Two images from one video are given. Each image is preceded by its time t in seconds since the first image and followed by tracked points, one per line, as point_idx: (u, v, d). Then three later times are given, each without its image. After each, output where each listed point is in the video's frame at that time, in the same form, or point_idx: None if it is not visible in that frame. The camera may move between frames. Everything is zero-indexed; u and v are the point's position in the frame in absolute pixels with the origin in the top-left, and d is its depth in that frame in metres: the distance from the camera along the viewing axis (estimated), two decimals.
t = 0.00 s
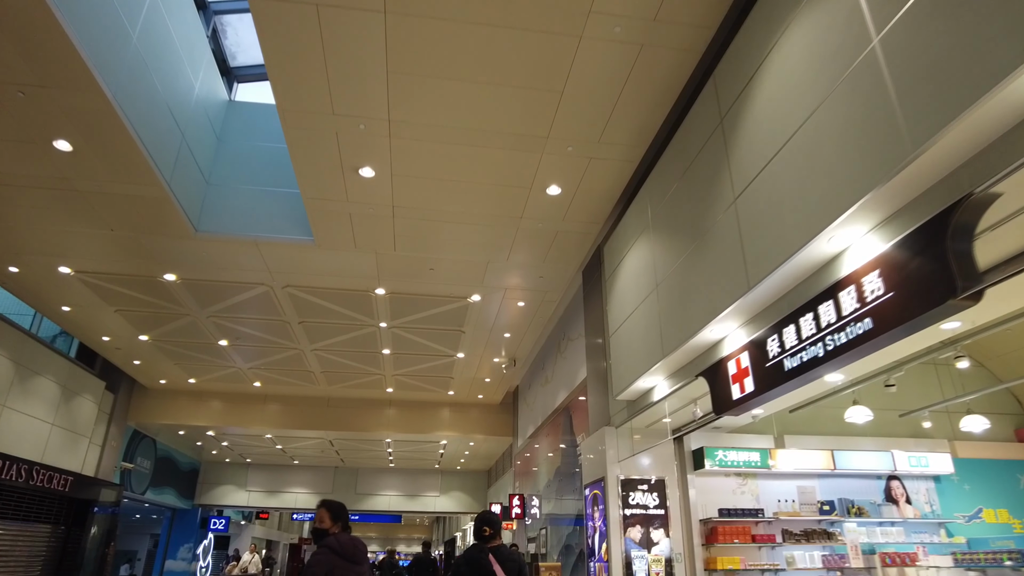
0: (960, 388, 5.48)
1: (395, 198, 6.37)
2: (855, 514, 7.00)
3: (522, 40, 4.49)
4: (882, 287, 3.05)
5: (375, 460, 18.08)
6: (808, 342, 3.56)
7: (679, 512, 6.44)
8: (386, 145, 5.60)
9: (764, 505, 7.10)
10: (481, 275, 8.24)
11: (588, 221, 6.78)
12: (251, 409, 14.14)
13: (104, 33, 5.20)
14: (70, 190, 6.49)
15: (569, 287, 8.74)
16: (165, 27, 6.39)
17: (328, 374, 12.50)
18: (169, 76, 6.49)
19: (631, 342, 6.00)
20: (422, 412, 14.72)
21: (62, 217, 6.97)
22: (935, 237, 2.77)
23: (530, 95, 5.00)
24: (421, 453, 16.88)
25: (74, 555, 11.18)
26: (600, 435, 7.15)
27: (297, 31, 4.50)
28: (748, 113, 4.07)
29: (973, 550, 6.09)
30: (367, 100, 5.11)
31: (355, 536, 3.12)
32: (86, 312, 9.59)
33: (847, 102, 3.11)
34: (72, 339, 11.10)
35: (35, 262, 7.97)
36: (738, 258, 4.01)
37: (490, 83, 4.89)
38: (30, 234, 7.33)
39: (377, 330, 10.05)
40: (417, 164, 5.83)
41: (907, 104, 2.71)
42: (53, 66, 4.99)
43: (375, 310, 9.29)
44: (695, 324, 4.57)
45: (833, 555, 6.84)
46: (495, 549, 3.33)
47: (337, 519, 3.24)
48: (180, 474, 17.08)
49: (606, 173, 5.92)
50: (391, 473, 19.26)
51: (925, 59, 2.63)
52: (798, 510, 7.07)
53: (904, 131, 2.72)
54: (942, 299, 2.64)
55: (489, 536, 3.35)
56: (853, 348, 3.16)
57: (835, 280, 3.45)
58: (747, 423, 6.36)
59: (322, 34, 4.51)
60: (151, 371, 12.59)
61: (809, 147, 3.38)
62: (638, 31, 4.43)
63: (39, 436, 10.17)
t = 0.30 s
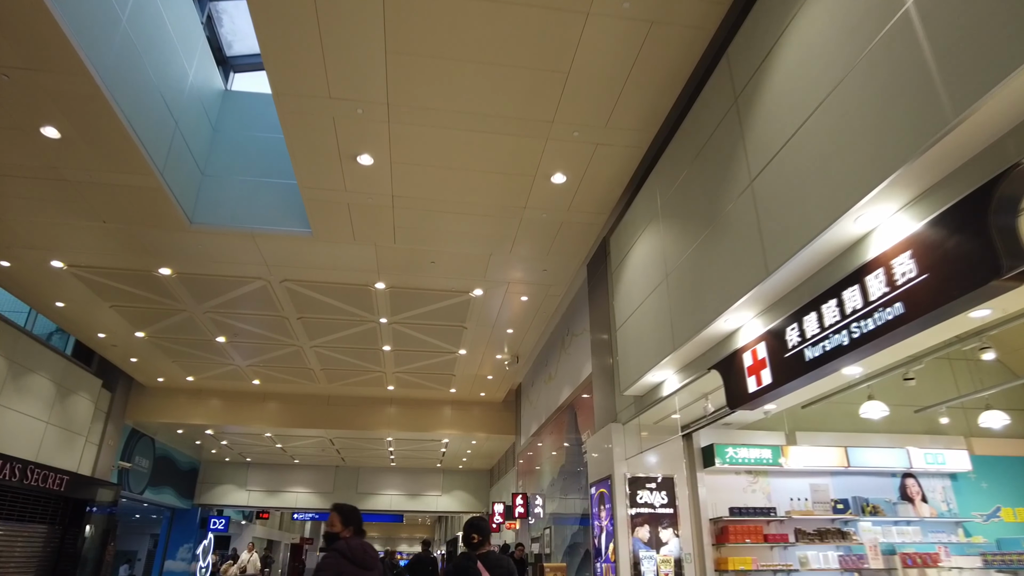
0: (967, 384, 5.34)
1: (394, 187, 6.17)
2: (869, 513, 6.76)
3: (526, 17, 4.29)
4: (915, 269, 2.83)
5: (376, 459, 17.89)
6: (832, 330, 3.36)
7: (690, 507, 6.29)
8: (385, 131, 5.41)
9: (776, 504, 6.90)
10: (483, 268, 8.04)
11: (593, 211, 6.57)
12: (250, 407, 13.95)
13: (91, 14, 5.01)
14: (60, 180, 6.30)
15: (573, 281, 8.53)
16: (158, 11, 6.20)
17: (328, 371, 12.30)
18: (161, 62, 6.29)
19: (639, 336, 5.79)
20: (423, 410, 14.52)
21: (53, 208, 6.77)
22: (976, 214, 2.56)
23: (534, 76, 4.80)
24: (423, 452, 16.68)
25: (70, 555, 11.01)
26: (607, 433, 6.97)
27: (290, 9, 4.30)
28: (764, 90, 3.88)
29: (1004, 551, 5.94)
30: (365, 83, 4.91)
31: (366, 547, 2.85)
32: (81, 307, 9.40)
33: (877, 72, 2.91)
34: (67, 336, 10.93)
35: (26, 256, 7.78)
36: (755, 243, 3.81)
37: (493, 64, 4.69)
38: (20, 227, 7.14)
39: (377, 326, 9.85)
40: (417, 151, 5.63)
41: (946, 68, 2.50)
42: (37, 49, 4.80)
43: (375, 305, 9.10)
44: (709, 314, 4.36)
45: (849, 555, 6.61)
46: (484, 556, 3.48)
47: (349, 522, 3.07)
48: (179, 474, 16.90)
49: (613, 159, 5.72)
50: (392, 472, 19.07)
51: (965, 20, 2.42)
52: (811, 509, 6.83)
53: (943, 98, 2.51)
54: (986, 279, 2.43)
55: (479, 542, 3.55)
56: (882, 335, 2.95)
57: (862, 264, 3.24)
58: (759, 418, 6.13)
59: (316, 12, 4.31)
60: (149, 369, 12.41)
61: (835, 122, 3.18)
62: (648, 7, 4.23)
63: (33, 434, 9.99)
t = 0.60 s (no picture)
0: (990, 382, 5.33)
1: (396, 176, 5.99)
2: (887, 511, 6.50)
3: None
4: (954, 247, 2.63)
5: (378, 458, 17.72)
6: (861, 317, 3.16)
7: (701, 505, 6.14)
8: (387, 116, 5.22)
9: (791, 502, 6.67)
10: (487, 262, 7.86)
11: (601, 200, 6.38)
12: (251, 405, 13.78)
13: None
14: (52, 170, 6.13)
15: (579, 274, 8.33)
16: None
17: (329, 369, 12.14)
18: (155, 48, 6.11)
19: (650, 328, 5.60)
20: (426, 408, 14.34)
21: (46, 200, 6.61)
22: None
23: (541, 57, 4.61)
24: (426, 451, 16.49)
25: (68, 556, 10.86)
26: (615, 429, 6.76)
27: None
28: (786, 66, 3.68)
29: None
30: (365, 65, 4.73)
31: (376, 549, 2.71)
32: (77, 303, 9.24)
33: (914, 37, 2.71)
34: (65, 334, 10.77)
35: (20, 249, 7.61)
36: (778, 226, 3.62)
37: (498, 44, 4.50)
38: (13, 219, 6.97)
39: (379, 322, 9.67)
40: (419, 138, 5.45)
41: (994, 28, 2.31)
42: (24, 31, 4.62)
43: (377, 300, 8.92)
44: (726, 303, 4.17)
45: (870, 556, 6.39)
46: (485, 557, 3.42)
47: (358, 521, 2.92)
48: (180, 473, 16.75)
49: (623, 146, 5.53)
50: (395, 471, 18.90)
51: None
52: (827, 507, 6.62)
53: (991, 60, 2.31)
54: None
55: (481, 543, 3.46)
56: (917, 321, 2.75)
57: (894, 247, 3.04)
58: (774, 413, 5.92)
59: None
60: (148, 367, 12.25)
61: (866, 93, 2.99)
62: None
63: (31, 433, 9.84)
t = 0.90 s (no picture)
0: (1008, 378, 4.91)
1: (399, 163, 5.78)
2: (909, 510, 6.27)
3: None
4: (1008, 221, 2.40)
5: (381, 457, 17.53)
6: (899, 301, 2.93)
7: (716, 501, 6.01)
8: (390, 98, 5.01)
9: (808, 501, 6.50)
10: (492, 254, 7.65)
11: (611, 188, 6.17)
12: (252, 403, 13.58)
13: None
14: (44, 157, 5.94)
15: (587, 267, 8.11)
16: None
17: (332, 366, 11.95)
18: (150, 31, 5.92)
19: (664, 319, 5.38)
20: (430, 406, 14.14)
21: (40, 190, 6.43)
22: None
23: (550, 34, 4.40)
24: (429, 449, 16.29)
25: (67, 556, 10.68)
26: (626, 426, 6.55)
27: None
28: (813, 36, 3.46)
29: None
30: (366, 43, 4.53)
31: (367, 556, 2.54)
32: (74, 298, 9.06)
33: None
34: (64, 330, 10.60)
35: (14, 241, 7.43)
36: (807, 206, 3.40)
37: (505, 19, 4.30)
38: (7, 210, 6.79)
39: (382, 317, 9.47)
40: (423, 121, 5.24)
41: None
42: (12, 8, 4.44)
43: (379, 295, 8.71)
44: (748, 290, 3.95)
45: (897, 557, 6.17)
46: (498, 562, 3.29)
47: (354, 529, 2.77)
48: (181, 472, 16.58)
49: (635, 129, 5.32)
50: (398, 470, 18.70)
51: None
52: (846, 507, 6.43)
53: None
54: None
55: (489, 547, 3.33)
56: (965, 302, 2.52)
57: (937, 224, 2.81)
58: (792, 409, 5.66)
59: None
60: (148, 364, 12.08)
61: (906, 57, 2.77)
62: None
63: (27, 430, 9.66)
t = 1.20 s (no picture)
0: None
1: (398, 150, 5.59)
2: (926, 509, 6.02)
3: None
4: None
5: (382, 456, 17.34)
6: (933, 282, 2.71)
7: (726, 499, 5.75)
8: (388, 80, 4.82)
9: (821, 498, 6.29)
10: (494, 247, 7.45)
11: (618, 176, 5.97)
12: (251, 401, 13.40)
13: None
14: (31, 144, 5.75)
15: (592, 259, 7.91)
16: None
17: (331, 363, 11.76)
18: (140, 14, 5.73)
19: (673, 310, 5.19)
20: (431, 404, 13.95)
21: (28, 179, 6.24)
22: None
23: (555, 10, 4.20)
24: (430, 448, 16.12)
25: (62, 556, 10.51)
26: (632, 422, 6.35)
27: None
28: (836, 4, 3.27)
29: None
30: (362, 21, 4.33)
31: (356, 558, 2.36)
32: (67, 293, 8.87)
33: None
34: (60, 327, 10.43)
35: (3, 233, 7.23)
36: (830, 184, 3.21)
37: None
38: None
39: (381, 312, 9.28)
40: (423, 105, 5.05)
41: None
42: None
43: (379, 289, 8.52)
44: (766, 276, 3.76)
45: (918, 558, 5.92)
46: (496, 560, 3.12)
47: (341, 529, 2.58)
48: (180, 471, 16.40)
49: (643, 112, 5.12)
50: (399, 469, 18.51)
51: None
52: (861, 505, 6.20)
53: None
54: None
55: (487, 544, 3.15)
56: (1009, 282, 2.31)
57: (976, 200, 2.60)
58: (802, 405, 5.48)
59: None
60: (145, 361, 11.89)
61: (942, 18, 2.57)
62: None
63: (20, 428, 9.48)
